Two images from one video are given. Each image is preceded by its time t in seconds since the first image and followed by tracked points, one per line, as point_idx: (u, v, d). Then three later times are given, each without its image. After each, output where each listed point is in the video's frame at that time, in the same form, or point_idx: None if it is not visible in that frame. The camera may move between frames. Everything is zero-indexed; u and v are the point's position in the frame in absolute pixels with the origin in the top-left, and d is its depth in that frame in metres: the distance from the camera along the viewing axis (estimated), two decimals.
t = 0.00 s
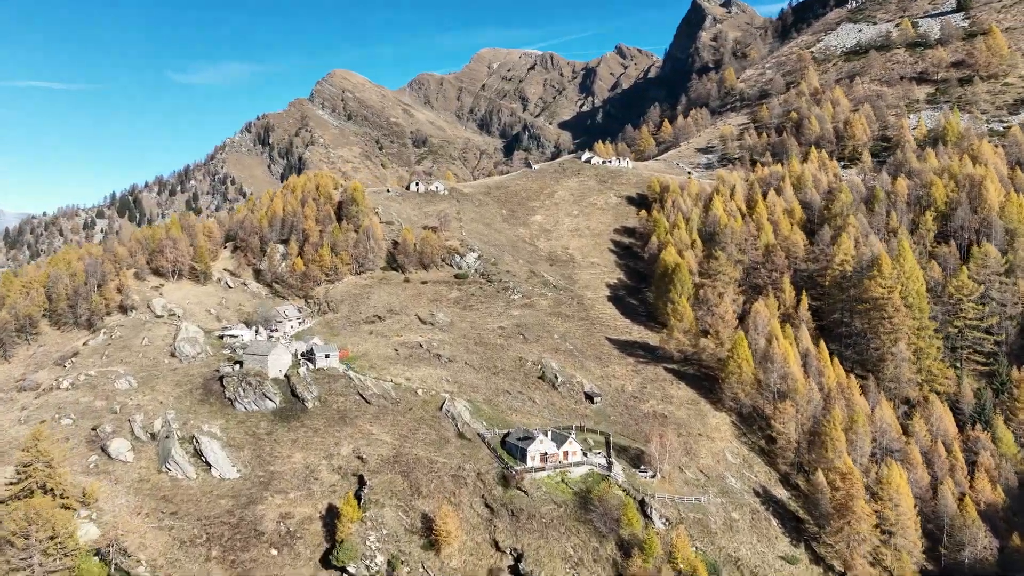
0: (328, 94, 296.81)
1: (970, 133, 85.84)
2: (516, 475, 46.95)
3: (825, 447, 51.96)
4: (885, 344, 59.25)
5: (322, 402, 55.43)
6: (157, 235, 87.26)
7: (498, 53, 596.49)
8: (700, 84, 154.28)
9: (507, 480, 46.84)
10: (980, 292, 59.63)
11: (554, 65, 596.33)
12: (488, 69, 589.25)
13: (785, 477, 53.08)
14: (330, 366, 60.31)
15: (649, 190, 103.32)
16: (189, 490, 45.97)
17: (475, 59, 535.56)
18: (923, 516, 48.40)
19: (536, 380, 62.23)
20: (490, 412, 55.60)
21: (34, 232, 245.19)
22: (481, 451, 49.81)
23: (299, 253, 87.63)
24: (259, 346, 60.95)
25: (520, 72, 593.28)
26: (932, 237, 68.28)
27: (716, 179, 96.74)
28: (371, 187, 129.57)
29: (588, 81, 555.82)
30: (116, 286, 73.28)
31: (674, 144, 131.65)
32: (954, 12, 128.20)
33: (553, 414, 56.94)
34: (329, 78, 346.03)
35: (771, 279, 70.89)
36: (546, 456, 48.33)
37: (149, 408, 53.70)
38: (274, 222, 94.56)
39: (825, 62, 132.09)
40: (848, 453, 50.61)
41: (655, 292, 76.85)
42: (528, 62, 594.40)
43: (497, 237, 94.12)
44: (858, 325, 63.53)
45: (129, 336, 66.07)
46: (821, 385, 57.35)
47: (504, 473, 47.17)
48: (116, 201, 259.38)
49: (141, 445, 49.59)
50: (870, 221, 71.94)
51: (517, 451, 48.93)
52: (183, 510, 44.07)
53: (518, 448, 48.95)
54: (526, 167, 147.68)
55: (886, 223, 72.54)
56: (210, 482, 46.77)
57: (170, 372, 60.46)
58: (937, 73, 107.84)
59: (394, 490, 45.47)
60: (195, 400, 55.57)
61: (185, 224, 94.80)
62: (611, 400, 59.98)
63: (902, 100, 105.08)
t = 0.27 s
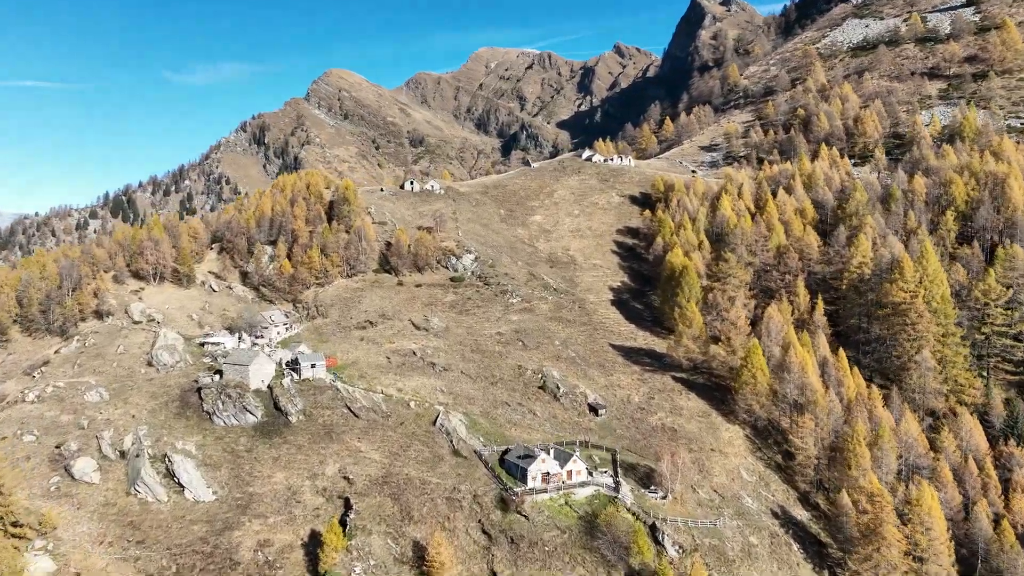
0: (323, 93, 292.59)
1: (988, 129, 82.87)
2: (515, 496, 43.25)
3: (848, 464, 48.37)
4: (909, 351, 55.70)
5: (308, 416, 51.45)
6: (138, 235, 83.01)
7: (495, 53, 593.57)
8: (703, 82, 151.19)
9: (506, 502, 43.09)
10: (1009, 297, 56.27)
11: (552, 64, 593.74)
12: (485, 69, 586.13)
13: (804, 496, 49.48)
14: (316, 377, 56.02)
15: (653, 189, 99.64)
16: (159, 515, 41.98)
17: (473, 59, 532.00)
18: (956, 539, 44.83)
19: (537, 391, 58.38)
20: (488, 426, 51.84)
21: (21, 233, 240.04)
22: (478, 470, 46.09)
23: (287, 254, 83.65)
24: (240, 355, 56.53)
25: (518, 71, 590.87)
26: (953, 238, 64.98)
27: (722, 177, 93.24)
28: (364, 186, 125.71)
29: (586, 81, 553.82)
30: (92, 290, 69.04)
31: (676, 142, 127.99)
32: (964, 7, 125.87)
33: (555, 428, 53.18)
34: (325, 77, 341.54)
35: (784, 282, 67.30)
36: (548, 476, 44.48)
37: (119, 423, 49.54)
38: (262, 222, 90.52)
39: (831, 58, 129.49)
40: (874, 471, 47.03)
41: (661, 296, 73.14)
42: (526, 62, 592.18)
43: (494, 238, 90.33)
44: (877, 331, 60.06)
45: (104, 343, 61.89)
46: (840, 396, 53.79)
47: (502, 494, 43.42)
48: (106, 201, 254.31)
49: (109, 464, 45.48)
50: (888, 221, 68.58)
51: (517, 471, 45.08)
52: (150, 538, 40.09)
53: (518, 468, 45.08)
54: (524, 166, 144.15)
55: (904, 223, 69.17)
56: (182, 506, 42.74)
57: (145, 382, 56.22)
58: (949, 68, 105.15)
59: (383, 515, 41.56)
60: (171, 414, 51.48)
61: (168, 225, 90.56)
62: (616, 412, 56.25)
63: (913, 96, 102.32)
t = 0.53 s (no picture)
0: (321, 91, 288.76)
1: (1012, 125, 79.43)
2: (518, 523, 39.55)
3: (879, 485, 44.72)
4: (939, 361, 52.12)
5: (294, 432, 47.69)
6: (122, 236, 79.13)
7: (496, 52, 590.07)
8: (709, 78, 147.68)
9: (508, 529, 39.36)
10: None
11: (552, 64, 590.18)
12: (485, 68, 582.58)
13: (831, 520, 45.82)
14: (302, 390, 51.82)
15: (660, 188, 95.95)
16: (127, 545, 38.21)
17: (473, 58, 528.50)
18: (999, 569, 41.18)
19: (542, 404, 54.61)
20: (489, 442, 48.14)
21: (13, 234, 235.67)
22: (478, 492, 42.42)
23: (278, 257, 79.88)
24: (221, 365, 52.31)
25: (518, 71, 587.45)
26: (982, 240, 61.44)
27: (733, 176, 89.62)
28: (361, 185, 121.83)
29: (586, 80, 550.26)
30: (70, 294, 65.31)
31: (682, 141, 124.23)
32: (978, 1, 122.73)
33: (561, 445, 49.46)
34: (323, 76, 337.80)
35: (802, 287, 63.65)
36: (555, 500, 40.70)
37: (90, 440, 45.81)
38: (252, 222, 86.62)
39: (842, 54, 126.11)
40: (908, 493, 43.39)
41: (672, 302, 69.41)
42: (526, 62, 588.74)
43: (496, 239, 86.59)
44: (903, 339, 56.50)
45: (80, 352, 58.12)
46: (867, 409, 50.14)
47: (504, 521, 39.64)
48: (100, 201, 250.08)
49: (76, 487, 41.74)
50: (911, 222, 65.02)
51: (521, 494, 41.33)
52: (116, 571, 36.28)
53: (522, 491, 41.34)
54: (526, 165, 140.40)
55: (928, 224, 65.61)
56: (154, 534, 38.93)
57: (122, 395, 52.42)
58: (966, 63, 101.79)
59: (373, 545, 37.78)
60: (147, 430, 47.68)
61: (155, 225, 86.78)
62: (626, 426, 52.55)
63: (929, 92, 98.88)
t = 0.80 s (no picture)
0: (319, 90, 285.04)
1: None
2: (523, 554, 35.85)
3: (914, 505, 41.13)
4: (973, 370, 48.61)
5: (280, 447, 44.05)
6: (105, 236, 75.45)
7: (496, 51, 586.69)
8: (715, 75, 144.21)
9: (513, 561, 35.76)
10: None
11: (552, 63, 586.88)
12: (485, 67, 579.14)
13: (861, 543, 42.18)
14: (289, 402, 48.13)
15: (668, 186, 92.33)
16: None
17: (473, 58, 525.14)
18: None
19: (546, 415, 51.05)
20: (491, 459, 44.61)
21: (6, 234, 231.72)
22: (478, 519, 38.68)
23: (269, 257, 76.24)
24: (202, 374, 48.48)
25: (518, 70, 584.22)
26: (1012, 240, 57.97)
27: (744, 173, 86.05)
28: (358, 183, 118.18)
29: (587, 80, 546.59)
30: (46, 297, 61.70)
31: (688, 138, 120.56)
32: None
33: (568, 461, 45.85)
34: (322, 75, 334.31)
35: (822, 289, 60.11)
36: (563, 525, 37.06)
37: (56, 457, 42.25)
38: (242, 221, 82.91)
39: (852, 48, 122.67)
40: (946, 516, 39.81)
41: (682, 305, 65.81)
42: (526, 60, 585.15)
43: (496, 239, 82.96)
44: (932, 346, 52.98)
45: (54, 360, 54.52)
46: (897, 422, 46.58)
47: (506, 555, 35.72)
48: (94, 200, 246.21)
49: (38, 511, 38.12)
50: (936, 221, 61.51)
51: (526, 518, 37.74)
52: None
53: (526, 514, 37.75)
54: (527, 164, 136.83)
55: (954, 223, 62.10)
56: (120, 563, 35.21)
57: (96, 406, 48.72)
58: (983, 57, 98.37)
59: None
60: (121, 445, 44.01)
61: (141, 225, 83.21)
62: (638, 439, 48.95)
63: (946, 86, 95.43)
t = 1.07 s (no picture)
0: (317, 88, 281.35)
1: None
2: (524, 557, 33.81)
3: (955, 531, 37.50)
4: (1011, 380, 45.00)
5: (260, 464, 40.26)
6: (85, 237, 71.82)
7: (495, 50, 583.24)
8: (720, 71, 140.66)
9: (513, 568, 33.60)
10: None
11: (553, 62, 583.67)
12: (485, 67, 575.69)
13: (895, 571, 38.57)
14: (271, 415, 44.17)
15: (675, 184, 88.67)
16: None
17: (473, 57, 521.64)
18: None
19: (550, 427, 47.33)
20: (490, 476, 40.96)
21: None
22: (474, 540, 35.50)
23: (258, 258, 72.53)
24: (176, 384, 44.47)
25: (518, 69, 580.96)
26: None
27: (755, 170, 82.35)
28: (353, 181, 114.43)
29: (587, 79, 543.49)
30: (16, 300, 57.94)
31: (694, 135, 116.90)
32: None
33: (575, 480, 42.23)
34: (321, 74, 331.19)
35: (843, 292, 56.50)
36: (570, 555, 33.26)
37: (13, 478, 38.55)
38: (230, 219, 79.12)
39: (863, 43, 119.11)
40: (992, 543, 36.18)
41: (694, 308, 62.17)
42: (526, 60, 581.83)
43: (497, 239, 79.23)
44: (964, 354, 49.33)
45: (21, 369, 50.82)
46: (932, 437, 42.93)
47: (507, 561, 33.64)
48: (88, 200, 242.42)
49: None
50: (964, 220, 57.89)
51: (529, 547, 34.04)
52: None
53: (529, 544, 34.00)
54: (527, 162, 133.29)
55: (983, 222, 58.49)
56: None
57: (63, 419, 44.96)
58: (1002, 50, 94.84)
59: None
60: (87, 463, 40.24)
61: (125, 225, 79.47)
62: (649, 455, 45.25)
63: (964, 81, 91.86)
